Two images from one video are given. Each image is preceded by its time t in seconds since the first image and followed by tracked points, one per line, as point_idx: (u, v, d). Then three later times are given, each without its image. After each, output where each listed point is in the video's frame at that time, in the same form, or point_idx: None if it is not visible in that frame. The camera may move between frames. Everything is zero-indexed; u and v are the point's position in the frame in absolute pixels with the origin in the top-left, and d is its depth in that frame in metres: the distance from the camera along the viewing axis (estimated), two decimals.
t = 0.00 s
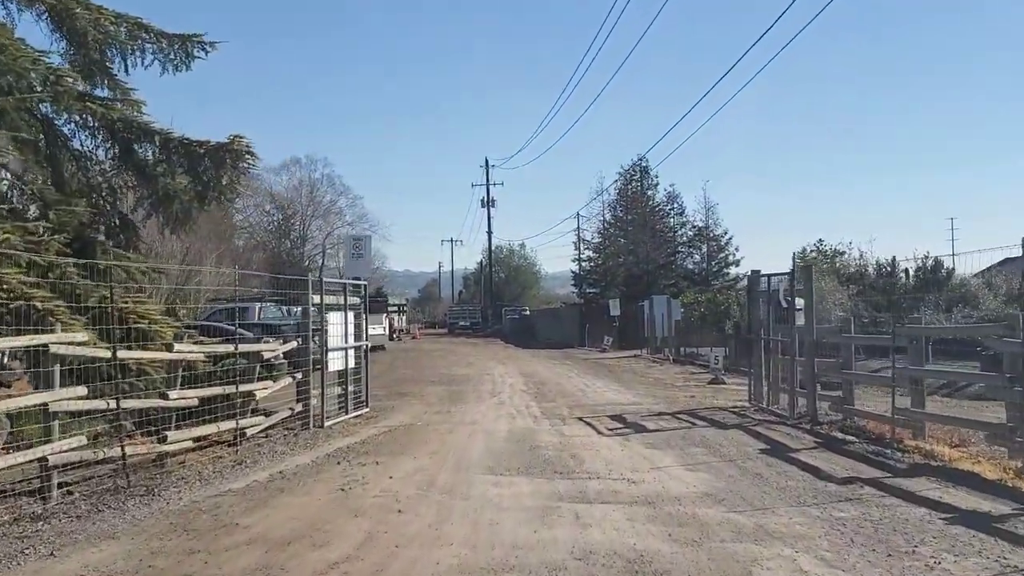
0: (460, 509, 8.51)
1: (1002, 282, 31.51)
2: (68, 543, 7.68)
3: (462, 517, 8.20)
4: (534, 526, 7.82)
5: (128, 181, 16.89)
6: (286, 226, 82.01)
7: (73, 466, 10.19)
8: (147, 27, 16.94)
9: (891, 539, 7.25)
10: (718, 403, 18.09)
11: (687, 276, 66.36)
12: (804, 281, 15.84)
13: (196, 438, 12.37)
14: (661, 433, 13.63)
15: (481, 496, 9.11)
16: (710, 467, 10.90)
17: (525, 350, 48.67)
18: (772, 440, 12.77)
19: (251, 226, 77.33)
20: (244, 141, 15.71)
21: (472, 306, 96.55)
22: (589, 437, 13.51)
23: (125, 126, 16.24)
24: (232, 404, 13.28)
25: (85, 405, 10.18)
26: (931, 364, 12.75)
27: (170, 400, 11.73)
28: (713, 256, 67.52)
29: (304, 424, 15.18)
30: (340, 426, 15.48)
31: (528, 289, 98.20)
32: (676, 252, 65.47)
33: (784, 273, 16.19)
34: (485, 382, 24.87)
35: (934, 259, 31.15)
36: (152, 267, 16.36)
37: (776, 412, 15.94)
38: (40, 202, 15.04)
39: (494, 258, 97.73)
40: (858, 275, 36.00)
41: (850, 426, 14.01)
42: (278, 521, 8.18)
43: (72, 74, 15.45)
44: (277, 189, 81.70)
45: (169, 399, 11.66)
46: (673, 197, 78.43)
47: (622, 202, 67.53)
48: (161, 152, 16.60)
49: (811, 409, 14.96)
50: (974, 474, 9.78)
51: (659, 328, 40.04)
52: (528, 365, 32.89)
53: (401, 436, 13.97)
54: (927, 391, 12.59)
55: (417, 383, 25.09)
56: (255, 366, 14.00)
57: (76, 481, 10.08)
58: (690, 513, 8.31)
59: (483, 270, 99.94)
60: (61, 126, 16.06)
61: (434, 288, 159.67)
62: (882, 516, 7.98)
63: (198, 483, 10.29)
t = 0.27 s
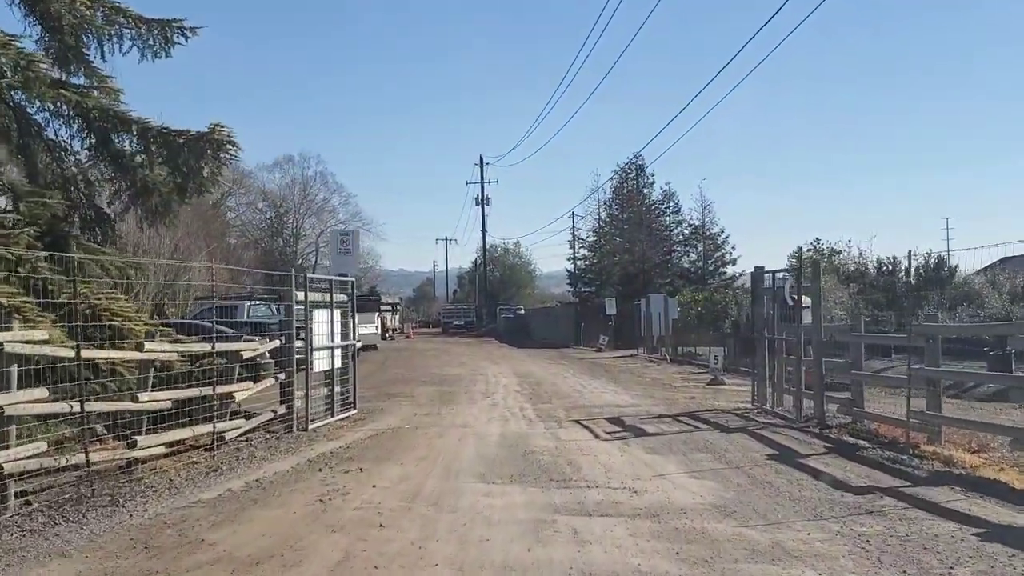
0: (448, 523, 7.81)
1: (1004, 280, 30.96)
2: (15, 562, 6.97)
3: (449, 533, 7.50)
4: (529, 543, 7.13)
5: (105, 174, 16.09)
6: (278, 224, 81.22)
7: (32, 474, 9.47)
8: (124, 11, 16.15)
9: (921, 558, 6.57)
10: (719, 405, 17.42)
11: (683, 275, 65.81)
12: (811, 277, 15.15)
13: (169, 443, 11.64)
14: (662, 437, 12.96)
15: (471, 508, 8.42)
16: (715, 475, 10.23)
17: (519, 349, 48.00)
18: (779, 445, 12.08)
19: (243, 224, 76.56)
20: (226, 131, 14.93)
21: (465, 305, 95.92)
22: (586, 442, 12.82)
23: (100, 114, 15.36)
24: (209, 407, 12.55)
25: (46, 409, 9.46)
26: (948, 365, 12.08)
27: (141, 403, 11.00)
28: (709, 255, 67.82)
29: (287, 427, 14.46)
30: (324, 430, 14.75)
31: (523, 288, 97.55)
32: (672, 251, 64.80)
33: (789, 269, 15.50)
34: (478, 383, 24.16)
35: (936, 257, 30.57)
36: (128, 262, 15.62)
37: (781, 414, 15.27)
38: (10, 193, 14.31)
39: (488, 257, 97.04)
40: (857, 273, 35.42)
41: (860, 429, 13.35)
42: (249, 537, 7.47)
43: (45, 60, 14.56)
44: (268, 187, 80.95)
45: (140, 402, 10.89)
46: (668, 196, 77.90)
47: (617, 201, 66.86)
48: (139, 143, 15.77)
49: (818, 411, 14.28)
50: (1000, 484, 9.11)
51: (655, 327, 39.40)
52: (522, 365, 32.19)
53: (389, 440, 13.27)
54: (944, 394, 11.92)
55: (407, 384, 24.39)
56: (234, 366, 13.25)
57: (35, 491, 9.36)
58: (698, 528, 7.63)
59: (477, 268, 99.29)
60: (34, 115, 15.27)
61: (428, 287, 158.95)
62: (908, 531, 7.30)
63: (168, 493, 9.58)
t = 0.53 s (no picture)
0: (431, 543, 7.12)
1: (1007, 282, 30.35)
2: None
3: (431, 554, 6.82)
4: (519, 568, 6.44)
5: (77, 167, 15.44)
6: (270, 224, 80.52)
7: None
8: None
9: None
10: (718, 410, 16.75)
11: (677, 276, 65.21)
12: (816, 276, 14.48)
13: (138, 451, 10.94)
14: (661, 444, 12.29)
15: (458, 525, 7.73)
16: (720, 487, 9.57)
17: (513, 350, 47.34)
18: (786, 454, 11.41)
19: (234, 224, 75.86)
20: (203, 122, 14.32)
21: (459, 306, 95.33)
22: (582, 449, 12.14)
23: (72, 105, 14.76)
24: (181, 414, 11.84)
25: None
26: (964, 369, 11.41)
27: (107, 409, 10.29)
28: (704, 256, 67.22)
29: (267, 433, 13.74)
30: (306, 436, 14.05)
31: (516, 289, 96.90)
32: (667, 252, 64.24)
33: (794, 268, 14.83)
34: (469, 386, 23.48)
35: (937, 258, 29.96)
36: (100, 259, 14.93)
37: (784, 419, 14.61)
38: None
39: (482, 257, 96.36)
40: (856, 274, 34.79)
41: (869, 437, 12.69)
42: (212, 560, 6.78)
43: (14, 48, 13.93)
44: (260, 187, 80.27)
45: (105, 408, 10.17)
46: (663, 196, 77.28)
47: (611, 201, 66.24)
48: (113, 134, 15.13)
49: (824, 416, 13.61)
50: None
51: (650, 328, 38.78)
52: (515, 367, 31.51)
53: (373, 448, 12.58)
54: (959, 399, 11.26)
55: (398, 386, 23.70)
56: (209, 370, 12.52)
57: None
58: (706, 549, 6.95)
59: (471, 269, 98.64)
60: (3, 104, 14.60)
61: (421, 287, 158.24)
62: (938, 553, 6.63)
63: (131, 507, 8.88)
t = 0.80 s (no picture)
0: (411, 568, 6.42)
1: (1009, 281, 29.74)
2: None
3: None
4: None
5: (46, 159, 14.69)
6: (260, 223, 79.74)
7: None
8: None
9: None
10: (718, 413, 16.08)
11: (671, 275, 64.61)
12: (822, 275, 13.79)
13: (102, 460, 10.22)
14: (660, 452, 11.61)
15: (441, 546, 7.04)
16: (725, 500, 8.89)
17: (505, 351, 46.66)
18: (794, 462, 10.74)
19: (224, 223, 75.12)
20: (179, 112, 13.66)
21: (451, 305, 94.63)
22: (577, 457, 11.46)
23: (41, 93, 14.02)
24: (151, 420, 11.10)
25: None
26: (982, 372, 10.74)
27: (66, 416, 9.56)
28: (699, 255, 66.62)
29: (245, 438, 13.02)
30: (286, 442, 13.34)
31: (509, 288, 96.25)
32: (661, 251, 63.62)
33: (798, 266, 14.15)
34: (459, 388, 22.79)
35: (938, 256, 29.34)
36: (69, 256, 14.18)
37: (788, 424, 13.94)
38: None
39: (475, 257, 95.65)
40: (855, 273, 34.18)
41: (880, 443, 12.02)
42: None
43: None
44: (250, 185, 79.43)
45: (65, 415, 9.45)
46: (657, 195, 76.63)
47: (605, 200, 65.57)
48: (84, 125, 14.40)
49: (831, 422, 12.94)
50: None
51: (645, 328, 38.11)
52: (508, 368, 30.83)
53: (356, 456, 11.88)
54: (978, 405, 10.59)
55: (386, 388, 23.00)
56: (183, 373, 11.77)
57: None
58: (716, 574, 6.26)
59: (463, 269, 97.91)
60: None
61: (415, 286, 157.49)
62: None
63: (87, 524, 8.17)
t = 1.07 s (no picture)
0: None
1: (1012, 279, 29.11)
2: None
3: None
4: None
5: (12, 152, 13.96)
6: (250, 222, 78.95)
7: None
8: None
9: None
10: (718, 417, 15.39)
11: (665, 274, 63.98)
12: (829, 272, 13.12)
13: (62, 470, 9.52)
14: (660, 459, 10.93)
15: (423, 569, 6.35)
16: (732, 514, 8.22)
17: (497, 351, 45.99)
18: (803, 471, 10.07)
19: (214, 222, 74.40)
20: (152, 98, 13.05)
21: (443, 305, 93.94)
22: (571, 465, 10.78)
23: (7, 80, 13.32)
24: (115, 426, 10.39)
25: None
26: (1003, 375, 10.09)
27: (21, 422, 8.85)
28: (692, 254, 65.97)
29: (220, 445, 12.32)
30: (264, 448, 12.65)
31: (502, 288, 95.60)
32: (654, 250, 62.99)
33: (803, 263, 13.49)
34: (449, 389, 22.15)
35: (938, 255, 28.73)
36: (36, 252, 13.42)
37: (792, 428, 13.26)
38: None
39: (467, 257, 94.94)
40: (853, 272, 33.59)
41: (892, 449, 11.36)
42: None
43: None
44: (239, 184, 78.64)
45: (20, 421, 8.75)
46: (650, 194, 76.03)
47: (597, 199, 64.92)
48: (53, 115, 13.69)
49: (839, 427, 12.28)
50: None
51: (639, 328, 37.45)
52: (500, 370, 30.14)
53: (337, 463, 11.19)
54: (999, 410, 9.94)
55: (374, 390, 22.29)
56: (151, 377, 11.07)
57: None
58: None
59: (455, 268, 97.21)
60: None
61: (407, 285, 156.67)
62: None
63: (37, 542, 7.46)
